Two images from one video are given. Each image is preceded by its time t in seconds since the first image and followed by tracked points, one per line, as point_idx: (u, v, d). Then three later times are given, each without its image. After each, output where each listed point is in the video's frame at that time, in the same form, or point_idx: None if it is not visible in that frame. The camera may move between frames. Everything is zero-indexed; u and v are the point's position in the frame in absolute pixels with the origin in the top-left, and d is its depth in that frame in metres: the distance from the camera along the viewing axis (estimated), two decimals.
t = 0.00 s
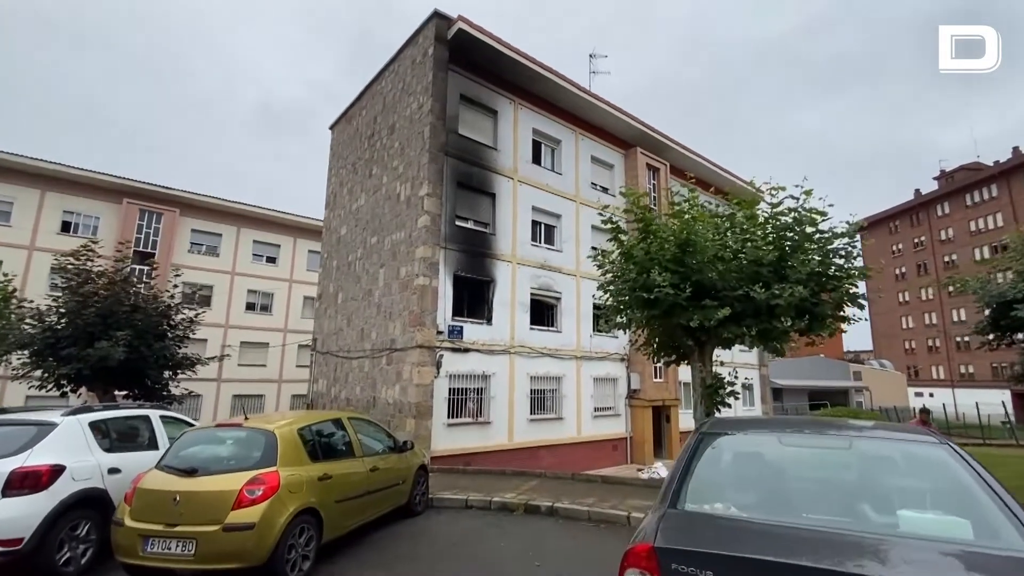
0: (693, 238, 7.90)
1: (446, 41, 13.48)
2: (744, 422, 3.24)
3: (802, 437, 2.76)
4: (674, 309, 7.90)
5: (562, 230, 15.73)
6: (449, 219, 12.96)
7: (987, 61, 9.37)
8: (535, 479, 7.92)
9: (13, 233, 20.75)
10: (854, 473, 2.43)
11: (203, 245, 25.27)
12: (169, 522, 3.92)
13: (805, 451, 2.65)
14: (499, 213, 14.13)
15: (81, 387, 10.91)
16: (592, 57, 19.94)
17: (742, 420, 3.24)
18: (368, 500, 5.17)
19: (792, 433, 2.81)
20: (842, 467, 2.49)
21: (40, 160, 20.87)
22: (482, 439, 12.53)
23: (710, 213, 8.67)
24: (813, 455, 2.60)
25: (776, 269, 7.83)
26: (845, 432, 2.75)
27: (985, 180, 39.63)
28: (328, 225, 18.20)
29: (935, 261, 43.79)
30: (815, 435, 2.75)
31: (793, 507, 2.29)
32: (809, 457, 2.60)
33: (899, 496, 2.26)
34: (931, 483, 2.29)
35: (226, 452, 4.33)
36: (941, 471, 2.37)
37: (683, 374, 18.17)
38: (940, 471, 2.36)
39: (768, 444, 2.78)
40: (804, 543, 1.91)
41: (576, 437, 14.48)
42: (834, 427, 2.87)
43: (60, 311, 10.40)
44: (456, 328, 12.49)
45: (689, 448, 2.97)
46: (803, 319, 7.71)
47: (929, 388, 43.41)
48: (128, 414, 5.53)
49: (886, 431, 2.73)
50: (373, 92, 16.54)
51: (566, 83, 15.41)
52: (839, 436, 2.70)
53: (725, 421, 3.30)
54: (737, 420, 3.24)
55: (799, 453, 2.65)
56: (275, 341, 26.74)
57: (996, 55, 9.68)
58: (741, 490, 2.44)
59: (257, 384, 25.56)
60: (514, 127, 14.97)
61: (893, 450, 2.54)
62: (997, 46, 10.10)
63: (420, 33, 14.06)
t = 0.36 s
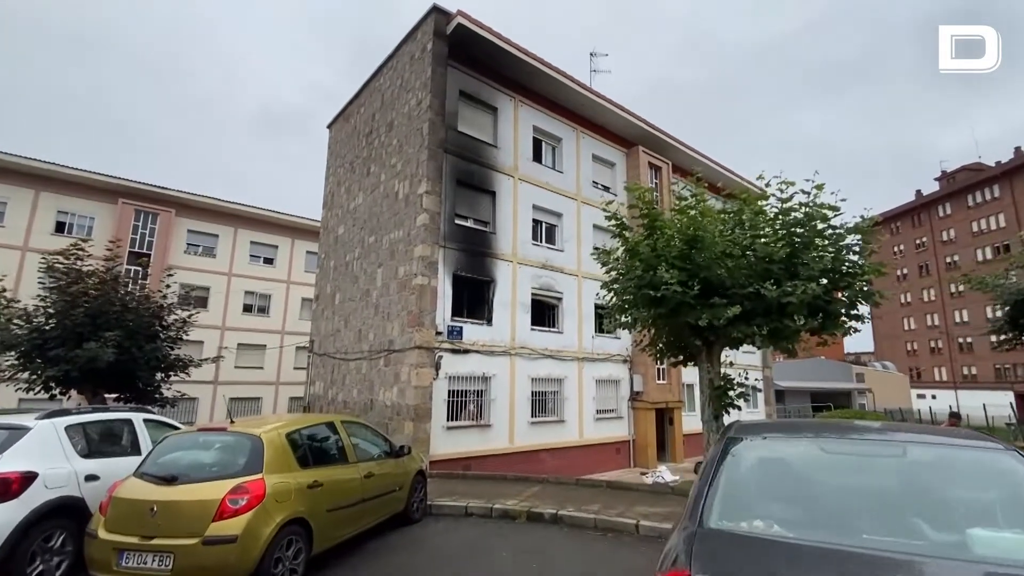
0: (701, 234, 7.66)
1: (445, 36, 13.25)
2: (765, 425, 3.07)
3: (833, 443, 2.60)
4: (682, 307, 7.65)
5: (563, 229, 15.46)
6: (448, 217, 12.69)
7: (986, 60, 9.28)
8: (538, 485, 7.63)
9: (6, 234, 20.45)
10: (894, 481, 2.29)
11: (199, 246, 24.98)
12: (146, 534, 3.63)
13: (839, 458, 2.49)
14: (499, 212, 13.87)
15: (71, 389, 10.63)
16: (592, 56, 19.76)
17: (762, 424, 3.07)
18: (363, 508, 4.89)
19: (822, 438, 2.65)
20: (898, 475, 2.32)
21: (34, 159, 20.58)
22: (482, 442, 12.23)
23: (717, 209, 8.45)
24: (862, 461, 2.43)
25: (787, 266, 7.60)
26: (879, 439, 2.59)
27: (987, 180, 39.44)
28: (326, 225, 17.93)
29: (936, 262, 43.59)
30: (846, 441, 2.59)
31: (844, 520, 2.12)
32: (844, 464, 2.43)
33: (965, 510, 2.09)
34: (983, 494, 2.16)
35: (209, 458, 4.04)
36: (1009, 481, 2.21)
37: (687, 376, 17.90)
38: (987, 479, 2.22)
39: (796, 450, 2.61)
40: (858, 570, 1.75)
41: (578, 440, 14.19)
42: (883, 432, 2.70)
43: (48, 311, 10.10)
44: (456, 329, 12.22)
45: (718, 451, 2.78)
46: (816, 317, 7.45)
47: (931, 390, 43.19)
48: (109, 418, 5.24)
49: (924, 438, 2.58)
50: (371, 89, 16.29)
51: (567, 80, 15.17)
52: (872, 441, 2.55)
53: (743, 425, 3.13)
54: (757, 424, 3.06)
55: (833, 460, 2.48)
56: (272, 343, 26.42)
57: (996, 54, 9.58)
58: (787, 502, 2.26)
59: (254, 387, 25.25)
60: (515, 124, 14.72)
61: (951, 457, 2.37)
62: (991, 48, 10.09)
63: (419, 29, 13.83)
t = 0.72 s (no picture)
0: (709, 231, 7.40)
1: (443, 32, 12.99)
2: (791, 434, 2.91)
3: (873, 458, 2.45)
4: (690, 308, 7.39)
5: (564, 229, 15.18)
6: (447, 216, 12.41)
7: (986, 61, 9.18)
8: (540, 492, 7.34)
9: None
10: (943, 500, 2.15)
11: (195, 247, 24.67)
12: (114, 554, 3.34)
13: (879, 476, 2.35)
14: (498, 211, 13.57)
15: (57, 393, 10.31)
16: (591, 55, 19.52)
17: (788, 433, 2.90)
18: (355, 521, 4.58)
19: (857, 452, 2.51)
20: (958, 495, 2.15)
21: (26, 159, 20.27)
22: (482, 446, 11.92)
23: (724, 206, 8.20)
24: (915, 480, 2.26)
25: (798, 264, 7.33)
26: (919, 451, 2.44)
27: (988, 181, 39.23)
28: (322, 225, 17.63)
29: (937, 263, 43.36)
30: (884, 456, 2.45)
31: (903, 549, 1.95)
32: (888, 482, 2.28)
33: None
34: None
35: (185, 468, 3.74)
36: None
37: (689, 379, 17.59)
38: None
39: (831, 465, 2.45)
40: None
41: (579, 444, 13.88)
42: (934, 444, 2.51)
43: (33, 312, 9.79)
44: (455, 330, 11.92)
45: (748, 464, 2.59)
46: (830, 317, 7.18)
47: (934, 392, 42.87)
48: (87, 423, 4.95)
49: (968, 449, 2.43)
50: (368, 87, 16.02)
51: (568, 78, 14.92)
52: (920, 456, 2.39)
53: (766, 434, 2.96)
54: (782, 433, 2.89)
55: (873, 479, 2.33)
56: (269, 346, 26.08)
57: (996, 55, 9.49)
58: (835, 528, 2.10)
59: (250, 390, 24.91)
60: (514, 122, 14.46)
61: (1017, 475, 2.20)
62: (993, 47, 9.99)
63: (416, 25, 13.57)
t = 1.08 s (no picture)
0: (714, 227, 7.13)
1: (440, 28, 12.74)
2: (816, 442, 2.65)
3: (922, 470, 2.19)
4: (695, 307, 7.12)
5: (563, 229, 14.92)
6: (444, 215, 12.14)
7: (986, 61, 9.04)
8: (539, 500, 7.03)
9: None
10: (1003, 514, 1.89)
11: (189, 249, 24.35)
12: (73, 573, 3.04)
13: (921, 490, 2.10)
14: (497, 210, 13.29)
15: (41, 397, 9.98)
16: (591, 55, 19.37)
17: (813, 440, 2.63)
18: (341, 533, 4.28)
19: (903, 464, 2.24)
20: None
21: (16, 159, 19.96)
22: (479, 451, 11.61)
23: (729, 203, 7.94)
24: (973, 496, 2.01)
25: (807, 262, 7.07)
26: (967, 463, 2.19)
27: (987, 182, 39.04)
28: (318, 225, 17.34)
29: (937, 265, 43.18)
30: (929, 468, 2.19)
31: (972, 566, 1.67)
32: (944, 497, 2.01)
33: None
34: None
35: (154, 478, 3.44)
36: None
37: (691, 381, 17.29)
38: None
39: (870, 477, 2.18)
40: None
41: (579, 448, 13.58)
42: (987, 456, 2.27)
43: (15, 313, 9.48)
44: (451, 332, 11.63)
45: (779, 474, 2.31)
46: (841, 316, 6.92)
47: (935, 394, 42.60)
48: (58, 427, 4.67)
49: (1023, 461, 2.18)
50: (364, 85, 15.75)
51: (567, 75, 14.68)
52: (975, 469, 2.14)
53: (790, 442, 2.69)
54: (807, 441, 2.63)
55: (920, 493, 2.06)
56: (265, 348, 25.73)
57: (997, 54, 9.36)
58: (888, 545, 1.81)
59: (246, 393, 24.57)
60: (513, 120, 14.20)
61: None
62: (992, 47, 9.88)
63: (413, 20, 13.32)
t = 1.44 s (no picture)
0: (721, 225, 6.87)
1: (436, 25, 12.49)
2: (858, 456, 2.36)
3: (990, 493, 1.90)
4: (701, 308, 6.85)
5: (562, 230, 14.65)
6: (441, 215, 11.86)
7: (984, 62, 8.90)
8: (539, 509, 6.74)
9: None
10: None
11: (182, 252, 24.00)
12: None
13: (989, 515, 1.82)
14: (495, 210, 13.03)
15: (23, 402, 9.64)
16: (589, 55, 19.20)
17: (855, 454, 2.34)
18: (327, 550, 3.97)
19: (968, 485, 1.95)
20: None
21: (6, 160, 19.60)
22: (477, 457, 11.28)
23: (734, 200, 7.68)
24: None
25: (818, 260, 6.81)
26: None
27: (985, 185, 38.90)
28: (312, 227, 17.04)
29: (936, 267, 43.03)
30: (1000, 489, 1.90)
31: None
32: None
33: None
34: None
35: (118, 492, 3.14)
36: None
37: (692, 385, 17.01)
38: None
39: (929, 501, 1.91)
40: None
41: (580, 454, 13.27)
42: None
43: None
44: (448, 335, 11.33)
45: (825, 494, 2.01)
46: (853, 317, 6.65)
47: (935, 398, 42.38)
48: (22, 436, 4.41)
49: None
50: (360, 84, 15.49)
51: (566, 74, 14.45)
52: None
53: (830, 455, 2.41)
54: (849, 454, 2.34)
55: (994, 520, 1.79)
56: (259, 352, 25.35)
57: (996, 56, 9.21)
58: None
59: (239, 398, 24.20)
60: (511, 119, 13.96)
61: None
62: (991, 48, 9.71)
63: (409, 18, 13.08)
